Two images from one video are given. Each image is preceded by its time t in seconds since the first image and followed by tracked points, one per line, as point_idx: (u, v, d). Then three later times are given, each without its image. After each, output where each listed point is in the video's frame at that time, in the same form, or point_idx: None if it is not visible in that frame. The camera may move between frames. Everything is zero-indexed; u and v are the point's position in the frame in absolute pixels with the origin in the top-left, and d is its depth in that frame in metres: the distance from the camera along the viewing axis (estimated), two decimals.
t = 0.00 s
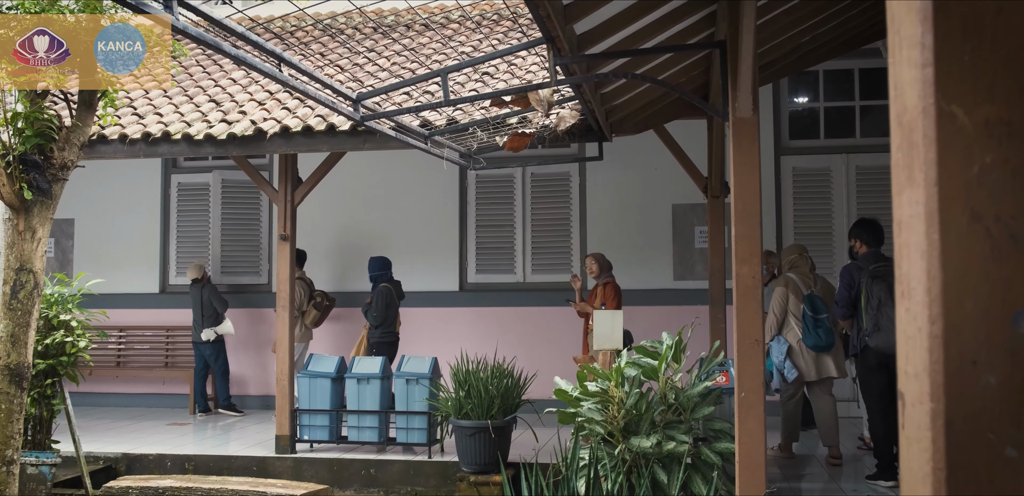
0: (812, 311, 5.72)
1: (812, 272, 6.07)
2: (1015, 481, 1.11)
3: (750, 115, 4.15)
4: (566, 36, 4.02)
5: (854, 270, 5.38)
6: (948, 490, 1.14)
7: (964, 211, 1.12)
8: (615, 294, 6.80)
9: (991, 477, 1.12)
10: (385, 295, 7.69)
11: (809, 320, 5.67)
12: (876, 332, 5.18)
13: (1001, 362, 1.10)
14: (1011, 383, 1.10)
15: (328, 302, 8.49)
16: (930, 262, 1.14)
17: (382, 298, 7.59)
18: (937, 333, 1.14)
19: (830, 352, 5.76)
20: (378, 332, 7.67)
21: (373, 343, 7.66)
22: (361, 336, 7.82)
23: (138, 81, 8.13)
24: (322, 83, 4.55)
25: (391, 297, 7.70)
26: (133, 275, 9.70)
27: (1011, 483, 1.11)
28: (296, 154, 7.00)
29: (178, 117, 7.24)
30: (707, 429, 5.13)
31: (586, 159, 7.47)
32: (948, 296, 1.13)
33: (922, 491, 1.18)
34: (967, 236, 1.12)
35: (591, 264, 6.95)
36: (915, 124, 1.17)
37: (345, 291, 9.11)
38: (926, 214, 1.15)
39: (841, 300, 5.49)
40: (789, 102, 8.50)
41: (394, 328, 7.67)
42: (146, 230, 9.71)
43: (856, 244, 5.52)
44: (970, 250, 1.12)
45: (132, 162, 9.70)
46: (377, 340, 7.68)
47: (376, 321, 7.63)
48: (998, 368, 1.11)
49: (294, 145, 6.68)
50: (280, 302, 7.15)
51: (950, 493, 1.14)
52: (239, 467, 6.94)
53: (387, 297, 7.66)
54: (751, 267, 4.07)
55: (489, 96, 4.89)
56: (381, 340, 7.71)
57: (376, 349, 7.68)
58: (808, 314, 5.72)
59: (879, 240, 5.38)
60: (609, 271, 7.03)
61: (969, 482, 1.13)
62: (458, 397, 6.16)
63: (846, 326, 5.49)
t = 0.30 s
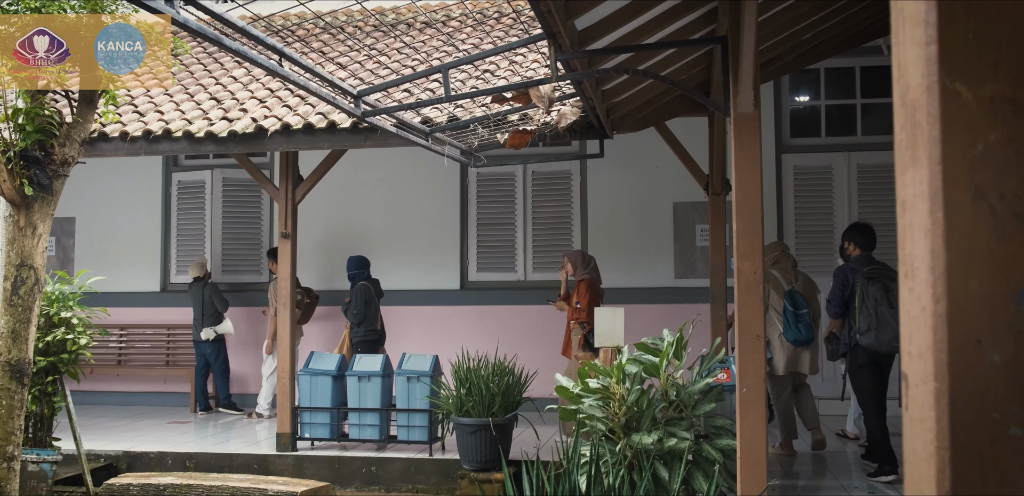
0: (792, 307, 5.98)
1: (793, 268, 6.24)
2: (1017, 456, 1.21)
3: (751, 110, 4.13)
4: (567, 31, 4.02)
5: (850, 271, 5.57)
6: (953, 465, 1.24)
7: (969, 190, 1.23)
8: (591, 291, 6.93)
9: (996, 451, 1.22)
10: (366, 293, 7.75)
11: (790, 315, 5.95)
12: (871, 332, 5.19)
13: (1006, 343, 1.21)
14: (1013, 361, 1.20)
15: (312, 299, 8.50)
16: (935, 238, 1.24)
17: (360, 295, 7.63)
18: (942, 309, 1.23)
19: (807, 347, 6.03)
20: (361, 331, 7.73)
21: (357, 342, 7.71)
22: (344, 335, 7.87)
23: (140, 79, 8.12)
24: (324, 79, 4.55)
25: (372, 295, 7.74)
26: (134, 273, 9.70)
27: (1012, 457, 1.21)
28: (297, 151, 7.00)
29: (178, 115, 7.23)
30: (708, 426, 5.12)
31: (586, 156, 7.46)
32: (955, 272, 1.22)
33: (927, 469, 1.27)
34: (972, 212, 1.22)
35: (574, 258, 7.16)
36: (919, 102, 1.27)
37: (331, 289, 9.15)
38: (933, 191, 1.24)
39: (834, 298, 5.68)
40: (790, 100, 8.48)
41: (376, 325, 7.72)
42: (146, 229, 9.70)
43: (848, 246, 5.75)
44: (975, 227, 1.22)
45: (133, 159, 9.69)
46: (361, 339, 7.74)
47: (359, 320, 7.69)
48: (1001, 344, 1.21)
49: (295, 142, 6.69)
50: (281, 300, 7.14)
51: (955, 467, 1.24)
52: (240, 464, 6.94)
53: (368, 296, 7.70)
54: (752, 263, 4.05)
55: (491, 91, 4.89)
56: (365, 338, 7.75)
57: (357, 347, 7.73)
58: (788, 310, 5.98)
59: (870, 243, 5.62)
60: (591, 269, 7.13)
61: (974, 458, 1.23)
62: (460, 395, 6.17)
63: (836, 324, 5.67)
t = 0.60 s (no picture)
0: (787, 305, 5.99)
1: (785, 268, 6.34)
2: (1018, 437, 1.21)
3: (752, 106, 4.13)
4: (568, 27, 4.02)
5: (846, 263, 5.70)
6: (955, 444, 1.24)
7: (973, 169, 1.22)
8: (564, 292, 6.81)
9: (997, 433, 1.21)
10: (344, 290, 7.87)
11: (785, 313, 5.96)
12: (873, 323, 5.40)
13: (1007, 325, 1.20)
14: (1015, 344, 1.20)
15: (301, 296, 8.42)
16: (936, 219, 1.24)
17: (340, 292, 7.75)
18: (944, 290, 1.23)
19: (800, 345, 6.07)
20: (338, 327, 7.83)
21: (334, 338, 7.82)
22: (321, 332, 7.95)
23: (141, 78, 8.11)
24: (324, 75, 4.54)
25: (350, 292, 7.87)
26: (135, 272, 9.71)
27: (1012, 438, 1.20)
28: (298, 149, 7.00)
29: (179, 113, 7.23)
30: (710, 423, 5.11)
31: (587, 154, 7.46)
32: (956, 252, 1.22)
33: (930, 448, 1.27)
34: (975, 191, 1.22)
35: (555, 259, 7.07)
36: (921, 82, 1.28)
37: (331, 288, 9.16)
38: (935, 171, 1.24)
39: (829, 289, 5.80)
40: (792, 98, 8.47)
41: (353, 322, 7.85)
42: (147, 227, 9.70)
43: (838, 242, 5.92)
44: (978, 207, 1.22)
45: (134, 158, 9.69)
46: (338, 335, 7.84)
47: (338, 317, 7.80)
48: (1005, 325, 1.20)
49: (296, 140, 6.69)
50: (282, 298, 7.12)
51: (956, 446, 1.24)
52: (240, 462, 6.94)
53: (346, 293, 7.83)
54: (752, 258, 4.06)
55: (492, 87, 4.89)
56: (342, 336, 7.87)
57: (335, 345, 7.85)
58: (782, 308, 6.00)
59: (859, 238, 5.80)
60: (571, 267, 6.99)
61: (974, 438, 1.22)
62: (461, 392, 6.17)
63: (831, 314, 5.81)
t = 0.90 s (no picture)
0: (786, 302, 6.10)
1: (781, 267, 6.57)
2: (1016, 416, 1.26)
3: (752, 102, 4.13)
4: (569, 24, 4.02)
5: (830, 265, 5.79)
6: (954, 426, 1.29)
7: (972, 153, 1.28)
8: (547, 288, 6.94)
9: (995, 411, 1.27)
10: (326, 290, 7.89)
11: (788, 312, 6.06)
12: (865, 322, 5.57)
13: (1006, 304, 1.25)
14: (1015, 322, 1.25)
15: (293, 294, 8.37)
16: (937, 203, 1.29)
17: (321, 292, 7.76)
18: (944, 272, 1.29)
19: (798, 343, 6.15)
20: (321, 327, 7.86)
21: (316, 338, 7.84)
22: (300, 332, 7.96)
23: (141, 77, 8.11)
24: (325, 72, 4.55)
25: (332, 291, 7.91)
26: (135, 271, 9.71)
27: (1010, 417, 1.26)
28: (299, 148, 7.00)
29: (180, 111, 7.23)
30: (710, 420, 5.12)
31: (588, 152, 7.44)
32: (957, 232, 1.28)
33: (928, 430, 1.32)
34: (975, 174, 1.28)
35: (541, 256, 7.14)
36: (921, 66, 1.33)
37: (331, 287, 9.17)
38: (936, 154, 1.30)
39: (814, 291, 5.82)
40: (792, 97, 8.47)
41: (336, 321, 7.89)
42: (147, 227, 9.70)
43: (812, 246, 6.02)
44: (979, 189, 1.27)
45: (133, 156, 9.69)
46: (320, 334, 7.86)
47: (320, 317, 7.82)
48: (1004, 305, 1.26)
49: (297, 139, 6.69)
50: (283, 296, 7.12)
51: (955, 427, 1.29)
52: (242, 461, 6.95)
53: (328, 293, 7.86)
54: (752, 255, 4.05)
55: (492, 85, 4.88)
56: (323, 335, 7.86)
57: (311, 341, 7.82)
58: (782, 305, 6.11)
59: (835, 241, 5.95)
60: (555, 265, 7.10)
61: (975, 418, 1.28)
62: (461, 391, 6.16)
63: (819, 315, 5.78)
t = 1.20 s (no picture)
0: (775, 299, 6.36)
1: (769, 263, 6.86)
2: (1015, 402, 1.27)
3: (752, 99, 4.13)
4: (569, 21, 4.02)
5: (803, 263, 5.93)
6: (955, 413, 1.29)
7: (973, 139, 1.29)
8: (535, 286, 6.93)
9: (996, 397, 1.27)
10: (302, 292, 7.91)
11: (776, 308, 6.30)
12: (836, 320, 5.73)
13: (1007, 289, 1.27)
14: (1015, 307, 1.26)
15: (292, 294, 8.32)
16: (937, 189, 1.30)
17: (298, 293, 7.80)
18: (944, 258, 1.30)
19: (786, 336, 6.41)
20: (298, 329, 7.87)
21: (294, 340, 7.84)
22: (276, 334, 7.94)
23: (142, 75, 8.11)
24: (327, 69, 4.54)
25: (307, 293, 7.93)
26: (136, 270, 9.71)
27: (1011, 402, 1.27)
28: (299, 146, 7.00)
29: (181, 110, 7.23)
30: (711, 418, 5.12)
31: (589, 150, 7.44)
32: (956, 219, 1.29)
33: (929, 416, 1.32)
34: (975, 159, 1.29)
35: (526, 255, 7.14)
36: (922, 53, 1.34)
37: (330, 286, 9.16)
38: (936, 140, 1.30)
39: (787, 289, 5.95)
40: (793, 97, 8.47)
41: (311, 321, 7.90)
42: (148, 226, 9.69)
43: (784, 243, 6.17)
44: (978, 175, 1.28)
45: (135, 155, 9.69)
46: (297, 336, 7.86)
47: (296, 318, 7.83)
48: (1003, 291, 1.27)
49: (297, 137, 6.69)
50: (284, 294, 7.13)
51: (957, 414, 1.29)
52: (242, 459, 6.95)
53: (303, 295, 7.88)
54: (753, 251, 4.05)
55: (493, 82, 4.88)
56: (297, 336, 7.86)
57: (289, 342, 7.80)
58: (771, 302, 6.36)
59: (805, 239, 6.11)
60: (541, 264, 7.08)
61: (977, 405, 1.28)
62: (462, 389, 6.16)
63: (792, 312, 5.93)
